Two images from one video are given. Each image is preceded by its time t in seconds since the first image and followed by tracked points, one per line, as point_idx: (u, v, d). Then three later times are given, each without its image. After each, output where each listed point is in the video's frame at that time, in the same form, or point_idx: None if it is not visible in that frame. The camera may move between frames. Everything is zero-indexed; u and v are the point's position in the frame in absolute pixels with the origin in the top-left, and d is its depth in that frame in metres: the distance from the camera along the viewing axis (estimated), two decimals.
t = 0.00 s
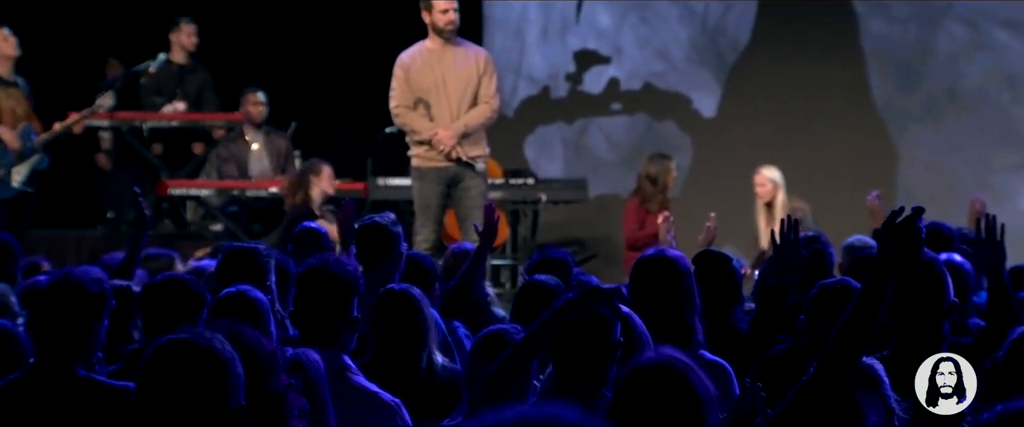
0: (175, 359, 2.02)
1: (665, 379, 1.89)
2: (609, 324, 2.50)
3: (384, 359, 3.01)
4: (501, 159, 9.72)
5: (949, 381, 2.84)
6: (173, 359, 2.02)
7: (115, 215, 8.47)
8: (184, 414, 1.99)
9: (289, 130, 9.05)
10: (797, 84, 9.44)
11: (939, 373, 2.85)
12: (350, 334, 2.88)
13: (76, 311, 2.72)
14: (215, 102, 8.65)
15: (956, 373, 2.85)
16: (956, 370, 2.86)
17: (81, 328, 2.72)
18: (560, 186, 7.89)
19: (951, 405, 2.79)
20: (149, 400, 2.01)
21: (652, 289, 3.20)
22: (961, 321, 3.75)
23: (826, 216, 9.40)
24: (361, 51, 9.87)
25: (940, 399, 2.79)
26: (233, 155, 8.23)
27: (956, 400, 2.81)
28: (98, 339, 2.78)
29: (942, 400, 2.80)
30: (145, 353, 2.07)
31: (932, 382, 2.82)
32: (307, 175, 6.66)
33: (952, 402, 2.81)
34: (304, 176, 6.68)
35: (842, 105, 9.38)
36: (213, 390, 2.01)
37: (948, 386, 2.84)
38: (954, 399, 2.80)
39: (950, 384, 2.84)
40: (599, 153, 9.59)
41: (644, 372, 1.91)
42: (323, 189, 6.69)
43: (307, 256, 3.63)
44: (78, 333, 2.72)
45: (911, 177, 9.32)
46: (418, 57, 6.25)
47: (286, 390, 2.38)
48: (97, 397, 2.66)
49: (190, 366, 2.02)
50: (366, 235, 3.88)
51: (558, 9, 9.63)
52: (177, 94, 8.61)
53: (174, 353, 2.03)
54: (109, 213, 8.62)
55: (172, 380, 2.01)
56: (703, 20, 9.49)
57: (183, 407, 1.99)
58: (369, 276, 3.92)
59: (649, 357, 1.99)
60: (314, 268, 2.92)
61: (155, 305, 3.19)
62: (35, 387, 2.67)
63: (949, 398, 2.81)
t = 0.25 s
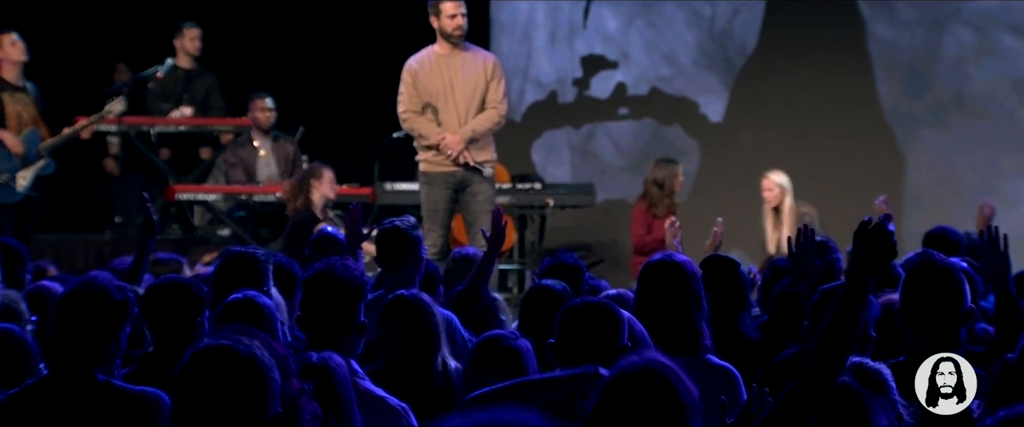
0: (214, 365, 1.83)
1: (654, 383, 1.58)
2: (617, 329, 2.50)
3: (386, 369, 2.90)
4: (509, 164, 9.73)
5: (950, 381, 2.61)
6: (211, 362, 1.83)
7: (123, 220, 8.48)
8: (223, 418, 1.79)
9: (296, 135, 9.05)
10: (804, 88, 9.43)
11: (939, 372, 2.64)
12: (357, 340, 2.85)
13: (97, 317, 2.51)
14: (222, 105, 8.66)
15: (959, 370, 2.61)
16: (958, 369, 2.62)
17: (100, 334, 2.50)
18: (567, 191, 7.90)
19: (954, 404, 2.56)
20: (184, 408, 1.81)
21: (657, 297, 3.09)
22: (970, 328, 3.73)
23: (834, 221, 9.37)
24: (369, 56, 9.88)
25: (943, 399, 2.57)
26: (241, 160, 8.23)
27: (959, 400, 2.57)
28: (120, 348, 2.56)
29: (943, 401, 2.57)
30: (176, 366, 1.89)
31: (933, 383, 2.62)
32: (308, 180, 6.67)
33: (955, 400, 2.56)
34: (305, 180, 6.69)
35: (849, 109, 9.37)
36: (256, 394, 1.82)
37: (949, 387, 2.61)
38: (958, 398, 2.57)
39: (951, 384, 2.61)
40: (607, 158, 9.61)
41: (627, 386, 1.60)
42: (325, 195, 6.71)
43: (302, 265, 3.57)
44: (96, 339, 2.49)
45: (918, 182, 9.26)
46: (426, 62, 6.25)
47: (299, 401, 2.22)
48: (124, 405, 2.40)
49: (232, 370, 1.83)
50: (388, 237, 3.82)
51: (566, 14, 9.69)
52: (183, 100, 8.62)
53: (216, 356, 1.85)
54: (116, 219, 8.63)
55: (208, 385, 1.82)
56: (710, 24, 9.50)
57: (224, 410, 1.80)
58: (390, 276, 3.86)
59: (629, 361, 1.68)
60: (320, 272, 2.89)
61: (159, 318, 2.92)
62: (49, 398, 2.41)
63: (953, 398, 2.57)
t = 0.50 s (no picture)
0: (223, 372, 1.83)
1: (648, 390, 1.70)
2: (624, 331, 2.50)
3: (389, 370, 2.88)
4: (517, 168, 9.74)
5: (951, 381, 2.62)
6: (226, 367, 1.83)
7: (130, 224, 8.48)
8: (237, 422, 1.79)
9: (302, 140, 9.06)
10: (810, 93, 9.44)
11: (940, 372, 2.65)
12: (362, 343, 2.84)
13: (114, 323, 2.46)
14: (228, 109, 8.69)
15: (956, 372, 2.63)
16: (960, 370, 2.62)
17: (117, 338, 2.46)
18: (574, 195, 7.91)
19: (955, 403, 2.57)
20: (195, 408, 1.81)
21: (663, 299, 3.09)
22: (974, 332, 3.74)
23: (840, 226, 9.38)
24: (375, 60, 9.90)
25: (944, 399, 2.58)
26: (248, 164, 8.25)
27: (960, 399, 2.58)
28: (136, 353, 2.52)
29: (943, 401, 2.58)
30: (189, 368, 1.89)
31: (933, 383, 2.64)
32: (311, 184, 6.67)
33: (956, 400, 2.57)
34: (306, 184, 6.70)
35: (856, 114, 9.37)
36: (268, 400, 1.82)
37: (949, 387, 2.61)
38: (960, 397, 2.58)
39: (952, 384, 2.61)
40: (613, 162, 9.60)
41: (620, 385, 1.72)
42: (326, 199, 6.74)
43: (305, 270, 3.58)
44: (114, 343, 2.46)
45: (924, 185, 9.25)
46: (434, 67, 6.25)
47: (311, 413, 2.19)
48: (145, 411, 2.40)
49: (244, 373, 1.83)
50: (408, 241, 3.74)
51: (571, 19, 9.70)
52: (189, 104, 8.65)
53: (227, 364, 1.84)
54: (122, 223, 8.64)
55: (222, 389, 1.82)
56: (717, 29, 9.48)
57: (238, 412, 1.80)
58: (412, 282, 3.76)
59: (624, 365, 1.79)
60: (326, 277, 2.87)
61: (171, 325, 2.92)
62: (69, 406, 2.38)
63: (955, 397, 2.58)
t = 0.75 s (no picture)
0: (211, 374, 1.86)
1: (656, 391, 1.72)
2: (629, 336, 2.51)
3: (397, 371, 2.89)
4: (523, 171, 9.73)
5: (951, 381, 2.72)
6: (212, 369, 1.86)
7: (136, 227, 8.49)
8: (223, 420, 1.83)
9: (309, 143, 9.07)
10: (816, 97, 9.45)
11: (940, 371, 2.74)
12: (369, 347, 2.87)
13: (125, 327, 2.47)
14: (235, 112, 8.67)
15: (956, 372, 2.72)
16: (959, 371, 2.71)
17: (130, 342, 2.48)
18: (580, 198, 7.92)
19: (954, 404, 2.72)
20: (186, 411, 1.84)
21: (670, 303, 3.14)
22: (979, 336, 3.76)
23: (846, 230, 9.39)
24: (382, 64, 9.90)
25: (944, 399, 2.73)
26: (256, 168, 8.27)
27: (959, 400, 2.72)
28: (147, 357, 2.53)
29: (943, 401, 2.73)
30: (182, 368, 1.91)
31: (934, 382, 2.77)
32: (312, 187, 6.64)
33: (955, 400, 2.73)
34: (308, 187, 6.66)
35: (862, 118, 9.39)
36: (254, 404, 1.85)
37: (949, 387, 2.73)
38: (959, 398, 2.72)
39: (951, 384, 2.72)
40: (619, 165, 9.57)
41: (630, 388, 1.74)
42: (327, 201, 6.71)
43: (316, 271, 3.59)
44: (124, 348, 2.47)
45: (930, 189, 9.28)
46: (443, 70, 6.20)
47: (315, 407, 2.24)
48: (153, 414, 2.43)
49: (231, 377, 1.86)
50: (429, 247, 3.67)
51: (577, 22, 9.68)
52: (196, 108, 8.67)
53: (212, 368, 1.87)
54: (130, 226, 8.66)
55: (209, 390, 1.85)
56: (723, 32, 9.48)
57: (226, 413, 1.83)
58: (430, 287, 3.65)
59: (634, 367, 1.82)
60: (333, 280, 2.86)
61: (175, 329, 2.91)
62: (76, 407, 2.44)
63: (954, 398, 2.72)
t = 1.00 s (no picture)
0: (181, 379, 1.86)
1: (681, 394, 1.73)
2: (639, 339, 2.52)
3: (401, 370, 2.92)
4: (530, 175, 9.73)
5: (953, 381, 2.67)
6: (186, 373, 1.87)
7: (144, 232, 8.50)
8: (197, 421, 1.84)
9: (316, 147, 9.07)
10: (823, 101, 9.45)
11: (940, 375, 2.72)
12: (377, 351, 2.84)
13: (126, 332, 2.47)
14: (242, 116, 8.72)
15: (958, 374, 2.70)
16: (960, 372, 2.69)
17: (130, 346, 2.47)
18: (588, 202, 7.92)
19: (955, 403, 2.65)
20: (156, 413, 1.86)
21: (678, 306, 3.15)
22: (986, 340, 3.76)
23: (853, 234, 9.39)
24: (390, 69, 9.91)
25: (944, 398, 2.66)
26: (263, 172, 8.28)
27: (959, 400, 2.66)
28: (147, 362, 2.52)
29: (943, 399, 2.67)
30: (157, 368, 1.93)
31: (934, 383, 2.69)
32: (318, 190, 6.78)
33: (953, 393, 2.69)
34: (314, 191, 6.81)
35: (870, 123, 9.39)
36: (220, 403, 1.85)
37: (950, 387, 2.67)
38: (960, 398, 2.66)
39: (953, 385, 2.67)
40: (627, 170, 9.58)
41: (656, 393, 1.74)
42: (333, 204, 6.82)
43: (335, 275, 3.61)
44: (124, 352, 2.47)
45: (937, 193, 9.29)
46: (453, 74, 6.15)
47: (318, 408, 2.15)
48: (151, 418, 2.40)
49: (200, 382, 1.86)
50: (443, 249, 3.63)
51: (585, 27, 9.66)
52: (205, 112, 8.68)
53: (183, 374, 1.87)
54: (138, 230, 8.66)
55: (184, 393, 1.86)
56: (731, 37, 9.47)
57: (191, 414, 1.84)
58: (445, 291, 3.60)
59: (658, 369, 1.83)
60: (342, 283, 2.85)
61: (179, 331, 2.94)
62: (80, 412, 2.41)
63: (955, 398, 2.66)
